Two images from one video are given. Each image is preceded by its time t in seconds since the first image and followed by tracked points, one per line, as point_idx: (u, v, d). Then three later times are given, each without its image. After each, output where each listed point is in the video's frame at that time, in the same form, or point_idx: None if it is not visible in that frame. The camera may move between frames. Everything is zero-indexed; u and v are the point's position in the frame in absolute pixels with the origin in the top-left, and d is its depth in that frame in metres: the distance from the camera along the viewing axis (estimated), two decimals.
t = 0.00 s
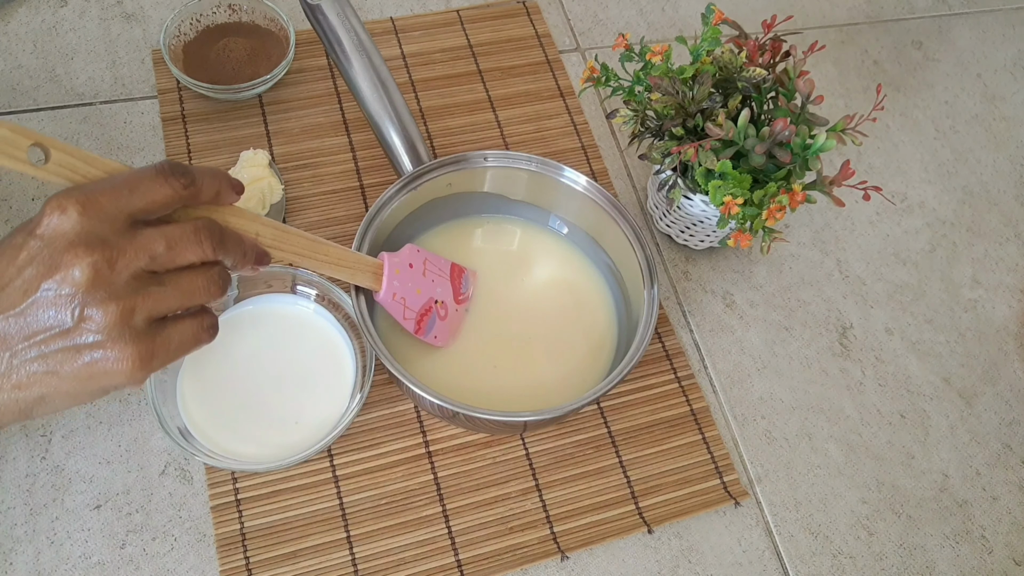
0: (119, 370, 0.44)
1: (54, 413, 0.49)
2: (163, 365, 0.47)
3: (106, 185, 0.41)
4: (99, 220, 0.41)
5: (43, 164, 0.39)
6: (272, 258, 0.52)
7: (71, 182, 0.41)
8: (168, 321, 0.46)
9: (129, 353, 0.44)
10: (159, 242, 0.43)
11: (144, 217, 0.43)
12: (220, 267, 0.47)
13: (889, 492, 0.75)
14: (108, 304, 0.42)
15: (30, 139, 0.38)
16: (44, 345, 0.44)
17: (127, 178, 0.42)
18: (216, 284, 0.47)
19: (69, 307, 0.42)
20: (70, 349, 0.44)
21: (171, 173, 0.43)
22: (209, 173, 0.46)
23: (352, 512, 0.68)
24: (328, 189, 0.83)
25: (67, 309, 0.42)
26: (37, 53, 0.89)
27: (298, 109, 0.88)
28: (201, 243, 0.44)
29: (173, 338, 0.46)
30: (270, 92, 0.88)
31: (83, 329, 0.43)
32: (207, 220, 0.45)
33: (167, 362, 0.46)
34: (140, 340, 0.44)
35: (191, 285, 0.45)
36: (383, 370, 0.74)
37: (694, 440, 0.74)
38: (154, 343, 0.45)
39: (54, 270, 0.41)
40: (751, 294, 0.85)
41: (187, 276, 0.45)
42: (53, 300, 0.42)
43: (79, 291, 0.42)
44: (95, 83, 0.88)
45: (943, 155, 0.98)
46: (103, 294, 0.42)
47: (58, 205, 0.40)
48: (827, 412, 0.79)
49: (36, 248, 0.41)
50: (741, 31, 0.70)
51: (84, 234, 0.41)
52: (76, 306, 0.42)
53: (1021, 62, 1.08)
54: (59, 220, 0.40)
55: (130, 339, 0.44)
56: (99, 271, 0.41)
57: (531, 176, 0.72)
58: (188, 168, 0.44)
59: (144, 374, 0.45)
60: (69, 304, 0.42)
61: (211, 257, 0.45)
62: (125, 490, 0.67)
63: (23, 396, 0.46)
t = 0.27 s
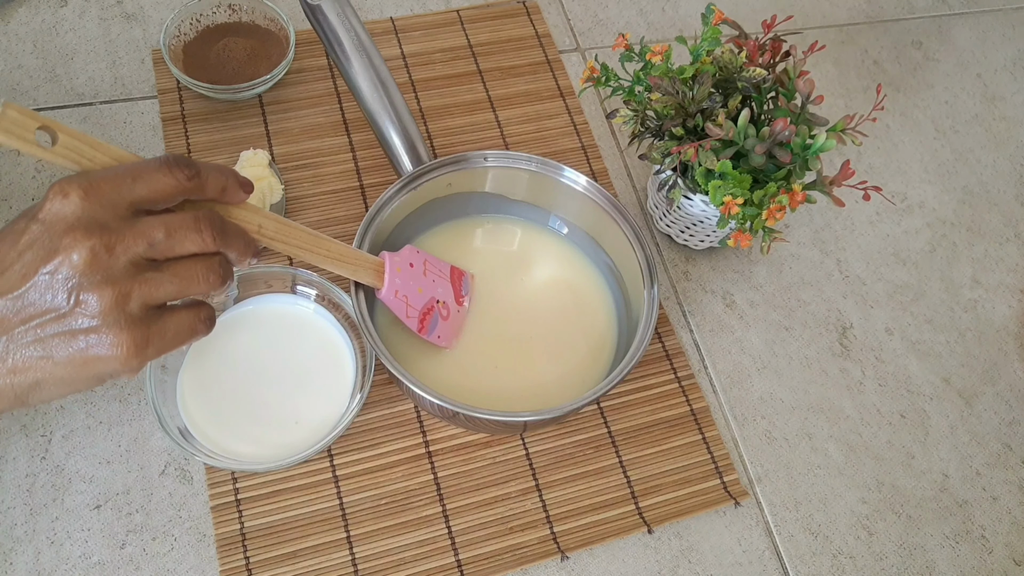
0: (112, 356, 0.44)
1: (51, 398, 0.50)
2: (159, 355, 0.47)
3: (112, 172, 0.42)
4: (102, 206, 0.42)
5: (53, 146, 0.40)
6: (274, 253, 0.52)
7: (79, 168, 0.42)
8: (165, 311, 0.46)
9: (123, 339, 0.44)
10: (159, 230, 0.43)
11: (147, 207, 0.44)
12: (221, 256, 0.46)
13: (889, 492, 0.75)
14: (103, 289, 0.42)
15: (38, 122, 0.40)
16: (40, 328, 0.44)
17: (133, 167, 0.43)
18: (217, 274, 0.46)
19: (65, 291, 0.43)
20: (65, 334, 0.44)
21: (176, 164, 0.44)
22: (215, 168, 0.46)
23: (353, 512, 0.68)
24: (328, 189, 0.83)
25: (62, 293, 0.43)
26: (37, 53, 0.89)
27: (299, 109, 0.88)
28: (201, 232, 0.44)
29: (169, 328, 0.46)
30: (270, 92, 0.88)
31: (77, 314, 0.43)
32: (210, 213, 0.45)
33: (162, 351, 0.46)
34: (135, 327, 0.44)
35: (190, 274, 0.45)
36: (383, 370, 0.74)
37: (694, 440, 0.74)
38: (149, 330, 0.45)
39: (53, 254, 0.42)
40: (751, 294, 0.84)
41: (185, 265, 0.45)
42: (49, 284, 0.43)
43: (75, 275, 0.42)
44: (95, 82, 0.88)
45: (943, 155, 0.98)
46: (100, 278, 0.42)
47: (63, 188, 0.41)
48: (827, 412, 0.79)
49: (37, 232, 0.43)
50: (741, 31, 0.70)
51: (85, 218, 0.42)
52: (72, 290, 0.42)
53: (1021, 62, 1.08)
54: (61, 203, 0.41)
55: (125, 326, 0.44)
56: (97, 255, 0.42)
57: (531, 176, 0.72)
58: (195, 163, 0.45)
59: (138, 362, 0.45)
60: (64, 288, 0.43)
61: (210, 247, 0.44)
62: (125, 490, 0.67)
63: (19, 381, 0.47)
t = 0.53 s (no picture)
0: (120, 352, 0.45)
1: (60, 395, 0.51)
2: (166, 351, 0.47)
3: (122, 171, 0.43)
4: (111, 204, 0.43)
5: (64, 149, 0.40)
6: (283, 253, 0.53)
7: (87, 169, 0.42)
8: (172, 308, 0.47)
9: (131, 335, 0.44)
10: (168, 227, 0.44)
11: (156, 206, 0.45)
12: (228, 255, 0.47)
13: (889, 492, 0.75)
14: (112, 286, 0.43)
15: (48, 125, 0.39)
16: (49, 326, 0.45)
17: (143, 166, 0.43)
18: (224, 272, 0.47)
19: (74, 287, 0.44)
20: (74, 330, 0.45)
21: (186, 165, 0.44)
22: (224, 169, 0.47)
23: (353, 512, 0.68)
24: (328, 189, 0.83)
25: (71, 289, 0.44)
26: (37, 53, 0.89)
27: (298, 109, 0.88)
28: (208, 229, 0.45)
29: (177, 324, 0.46)
30: (270, 92, 0.88)
31: (86, 310, 0.44)
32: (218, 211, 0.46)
33: (170, 347, 0.47)
34: (143, 324, 0.45)
35: (198, 270, 0.46)
36: (383, 370, 0.74)
37: (694, 440, 0.74)
38: (157, 327, 0.46)
39: (62, 251, 0.43)
40: (751, 294, 0.84)
41: (193, 262, 0.46)
42: (59, 280, 0.44)
43: (85, 272, 0.43)
44: (95, 82, 0.88)
45: (942, 155, 0.98)
46: (109, 275, 0.43)
47: (74, 185, 0.42)
48: (827, 412, 0.79)
49: (47, 228, 0.43)
50: (741, 31, 0.70)
51: (94, 215, 0.42)
52: (82, 286, 0.43)
53: (1021, 62, 1.08)
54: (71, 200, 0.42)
55: (133, 322, 0.44)
56: (106, 251, 0.43)
57: (530, 176, 0.72)
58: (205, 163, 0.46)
59: (145, 358, 0.46)
60: (73, 284, 0.44)
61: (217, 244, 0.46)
62: (125, 490, 0.67)
63: (27, 377, 0.48)
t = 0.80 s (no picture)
0: (122, 358, 0.45)
1: (59, 397, 0.51)
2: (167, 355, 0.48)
3: (123, 176, 0.42)
4: (113, 209, 0.42)
5: (66, 155, 0.41)
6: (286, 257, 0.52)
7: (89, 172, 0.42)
8: (174, 311, 0.47)
9: (133, 340, 0.45)
10: (170, 232, 0.44)
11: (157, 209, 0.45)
12: (222, 260, 0.49)
13: (889, 492, 0.75)
14: (115, 292, 0.43)
15: (53, 132, 0.39)
16: (52, 329, 0.45)
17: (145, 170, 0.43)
18: (221, 276, 0.48)
19: (77, 293, 0.44)
20: (77, 334, 0.45)
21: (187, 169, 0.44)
22: (225, 172, 0.47)
23: (353, 512, 0.68)
24: (328, 189, 0.83)
25: (75, 294, 0.44)
26: (37, 53, 0.89)
27: (299, 109, 0.88)
28: (209, 234, 0.46)
29: (178, 329, 0.47)
30: (270, 92, 0.88)
31: (89, 315, 0.44)
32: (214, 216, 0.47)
33: (170, 352, 0.47)
34: (145, 329, 0.45)
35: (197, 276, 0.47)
36: (383, 370, 0.74)
37: (694, 440, 0.74)
38: (159, 332, 0.46)
39: (65, 256, 0.43)
40: (751, 294, 0.84)
41: (192, 268, 0.46)
42: (63, 285, 0.44)
43: (89, 277, 0.43)
44: (95, 82, 0.88)
45: (942, 155, 0.98)
46: (112, 281, 0.43)
47: (75, 191, 0.41)
48: (827, 412, 0.79)
49: (49, 233, 0.43)
50: (741, 31, 0.70)
51: (97, 220, 0.42)
52: (85, 292, 0.43)
53: (1021, 62, 1.08)
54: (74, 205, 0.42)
55: (135, 327, 0.45)
56: (111, 257, 0.43)
57: (530, 176, 0.71)
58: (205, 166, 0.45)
59: (146, 363, 0.46)
60: (78, 289, 0.43)
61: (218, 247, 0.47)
62: (125, 490, 0.67)
63: (28, 379, 0.48)
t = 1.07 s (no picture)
0: (119, 373, 0.46)
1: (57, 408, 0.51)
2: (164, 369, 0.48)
3: (122, 191, 0.42)
4: (111, 224, 0.43)
5: (65, 172, 0.41)
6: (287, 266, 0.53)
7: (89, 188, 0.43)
8: (171, 326, 0.47)
9: (130, 355, 0.45)
10: (168, 247, 0.44)
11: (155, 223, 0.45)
12: (222, 274, 0.49)
13: (889, 492, 0.75)
14: (113, 308, 0.44)
15: (50, 150, 0.39)
16: (49, 343, 0.46)
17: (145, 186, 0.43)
18: (219, 290, 0.48)
19: (75, 307, 0.44)
20: (75, 348, 0.45)
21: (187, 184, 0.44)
22: (225, 185, 0.47)
23: (353, 512, 0.68)
24: (327, 189, 0.83)
25: (73, 310, 0.44)
26: (38, 53, 0.89)
27: (299, 109, 0.88)
28: (208, 248, 0.46)
29: (176, 343, 0.47)
30: (270, 92, 0.88)
31: (87, 331, 0.44)
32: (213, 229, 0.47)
33: (168, 366, 0.47)
34: (142, 344, 0.45)
35: (195, 290, 0.47)
36: (384, 370, 0.74)
37: (694, 440, 0.74)
38: (156, 347, 0.46)
39: (63, 272, 0.43)
40: (751, 294, 0.84)
41: (190, 282, 0.47)
42: (61, 300, 0.44)
43: (86, 294, 0.43)
44: (95, 82, 0.88)
45: (942, 155, 0.98)
46: (110, 296, 0.43)
47: (74, 206, 0.41)
48: (827, 412, 0.79)
49: (47, 248, 0.43)
50: (741, 31, 0.70)
51: (95, 236, 0.42)
52: (83, 307, 0.44)
53: (1021, 62, 1.08)
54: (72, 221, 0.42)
55: (133, 342, 0.45)
56: (108, 273, 0.43)
57: (530, 176, 0.71)
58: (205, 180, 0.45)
59: (144, 378, 0.46)
60: (75, 305, 0.44)
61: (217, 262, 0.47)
62: (125, 490, 0.67)
63: (25, 393, 0.48)
